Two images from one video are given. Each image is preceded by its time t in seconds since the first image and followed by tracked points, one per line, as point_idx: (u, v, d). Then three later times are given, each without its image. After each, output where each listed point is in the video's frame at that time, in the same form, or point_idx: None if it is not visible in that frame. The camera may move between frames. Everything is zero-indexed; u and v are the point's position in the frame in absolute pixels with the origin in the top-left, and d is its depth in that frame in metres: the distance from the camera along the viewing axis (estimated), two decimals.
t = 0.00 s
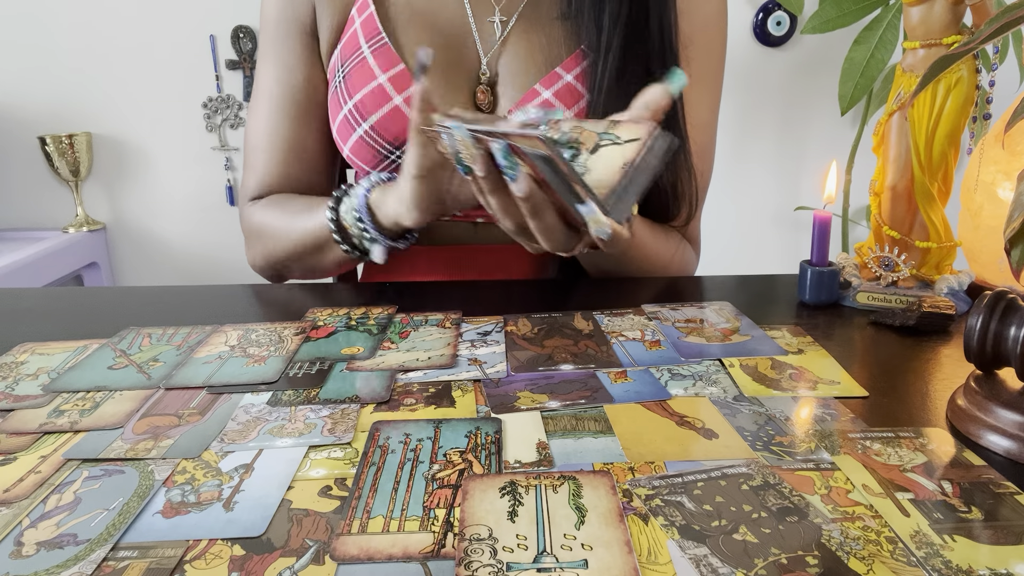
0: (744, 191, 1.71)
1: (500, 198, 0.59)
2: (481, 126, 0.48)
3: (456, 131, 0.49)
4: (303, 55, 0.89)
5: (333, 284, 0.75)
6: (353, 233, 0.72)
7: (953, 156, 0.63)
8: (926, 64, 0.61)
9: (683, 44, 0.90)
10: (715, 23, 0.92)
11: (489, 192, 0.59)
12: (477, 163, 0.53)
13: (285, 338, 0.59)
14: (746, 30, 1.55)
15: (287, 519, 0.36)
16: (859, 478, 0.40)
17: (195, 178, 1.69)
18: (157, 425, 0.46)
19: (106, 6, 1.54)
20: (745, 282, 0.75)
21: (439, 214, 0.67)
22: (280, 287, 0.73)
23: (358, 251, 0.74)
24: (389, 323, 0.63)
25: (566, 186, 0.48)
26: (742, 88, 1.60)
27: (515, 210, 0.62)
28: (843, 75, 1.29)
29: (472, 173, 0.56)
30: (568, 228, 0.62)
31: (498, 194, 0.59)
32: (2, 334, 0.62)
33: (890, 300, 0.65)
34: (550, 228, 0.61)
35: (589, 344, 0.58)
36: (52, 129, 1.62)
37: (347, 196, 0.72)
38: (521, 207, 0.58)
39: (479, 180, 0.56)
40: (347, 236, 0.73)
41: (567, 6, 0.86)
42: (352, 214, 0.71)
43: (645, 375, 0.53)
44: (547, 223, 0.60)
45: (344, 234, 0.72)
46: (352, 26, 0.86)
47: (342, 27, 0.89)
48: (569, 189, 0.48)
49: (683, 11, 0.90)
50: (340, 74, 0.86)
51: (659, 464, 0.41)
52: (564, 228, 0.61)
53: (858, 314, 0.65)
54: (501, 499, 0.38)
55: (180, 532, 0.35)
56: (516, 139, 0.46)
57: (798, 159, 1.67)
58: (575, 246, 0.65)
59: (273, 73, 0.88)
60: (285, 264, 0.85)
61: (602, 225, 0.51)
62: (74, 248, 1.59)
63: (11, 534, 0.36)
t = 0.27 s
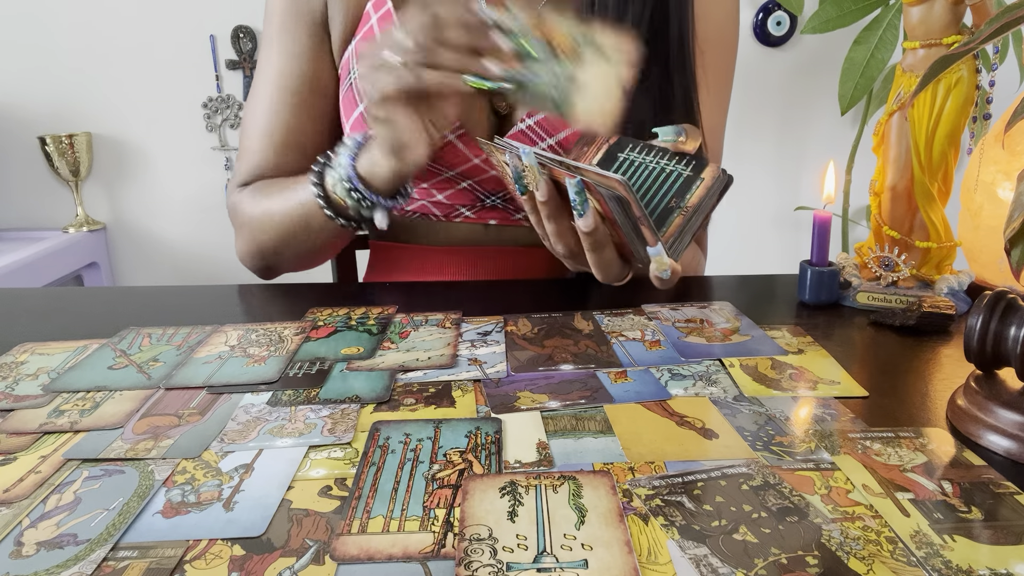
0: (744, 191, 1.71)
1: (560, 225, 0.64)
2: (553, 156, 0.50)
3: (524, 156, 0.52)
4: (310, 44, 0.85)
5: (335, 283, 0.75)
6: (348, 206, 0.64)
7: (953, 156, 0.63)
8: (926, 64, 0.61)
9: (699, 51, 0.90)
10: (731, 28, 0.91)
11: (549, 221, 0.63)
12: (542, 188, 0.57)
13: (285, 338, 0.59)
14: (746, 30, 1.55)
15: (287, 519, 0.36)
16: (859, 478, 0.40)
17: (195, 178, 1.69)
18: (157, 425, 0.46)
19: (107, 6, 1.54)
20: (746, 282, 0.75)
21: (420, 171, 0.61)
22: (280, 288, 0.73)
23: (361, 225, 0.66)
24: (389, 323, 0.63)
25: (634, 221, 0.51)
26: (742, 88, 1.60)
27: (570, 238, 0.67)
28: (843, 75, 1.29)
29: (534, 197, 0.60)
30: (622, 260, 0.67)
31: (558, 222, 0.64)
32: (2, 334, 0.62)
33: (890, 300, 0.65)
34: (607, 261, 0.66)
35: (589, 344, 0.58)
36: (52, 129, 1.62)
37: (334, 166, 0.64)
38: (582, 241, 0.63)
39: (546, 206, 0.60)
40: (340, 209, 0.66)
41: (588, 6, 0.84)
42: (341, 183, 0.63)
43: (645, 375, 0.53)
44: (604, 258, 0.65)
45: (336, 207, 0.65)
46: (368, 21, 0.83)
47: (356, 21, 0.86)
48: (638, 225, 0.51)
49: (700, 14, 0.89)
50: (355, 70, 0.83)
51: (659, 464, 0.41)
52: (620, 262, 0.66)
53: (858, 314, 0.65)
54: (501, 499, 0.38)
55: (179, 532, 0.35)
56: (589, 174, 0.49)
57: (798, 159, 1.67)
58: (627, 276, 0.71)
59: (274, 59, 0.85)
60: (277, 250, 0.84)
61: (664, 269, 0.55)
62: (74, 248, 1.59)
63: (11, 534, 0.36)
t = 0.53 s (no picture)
0: (745, 191, 1.71)
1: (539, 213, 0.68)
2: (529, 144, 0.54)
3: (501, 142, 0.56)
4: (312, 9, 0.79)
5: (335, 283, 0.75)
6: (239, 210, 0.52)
7: (953, 156, 0.63)
8: (926, 64, 0.61)
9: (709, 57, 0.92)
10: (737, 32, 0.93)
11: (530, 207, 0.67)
12: (520, 173, 0.61)
13: (285, 338, 0.59)
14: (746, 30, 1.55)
15: (287, 519, 0.36)
16: (859, 478, 0.40)
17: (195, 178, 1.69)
18: (157, 425, 0.46)
19: (107, 6, 1.54)
20: (746, 282, 0.75)
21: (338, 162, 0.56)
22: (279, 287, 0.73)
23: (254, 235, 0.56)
24: (389, 323, 0.63)
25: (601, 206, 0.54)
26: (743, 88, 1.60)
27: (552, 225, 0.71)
28: (843, 75, 1.29)
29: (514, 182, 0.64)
30: (598, 247, 0.71)
31: (537, 206, 0.67)
32: (2, 334, 0.62)
33: (890, 300, 0.65)
34: (582, 247, 0.69)
35: (589, 344, 0.58)
36: (52, 129, 1.62)
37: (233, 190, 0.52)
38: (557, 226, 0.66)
39: (526, 191, 0.64)
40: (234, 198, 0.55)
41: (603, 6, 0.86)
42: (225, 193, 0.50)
43: (645, 375, 0.53)
44: (579, 243, 0.68)
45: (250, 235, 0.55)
46: (385, 11, 0.84)
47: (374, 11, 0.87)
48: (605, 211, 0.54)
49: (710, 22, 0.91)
50: (370, 59, 0.84)
51: (659, 464, 0.41)
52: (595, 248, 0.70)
53: (858, 313, 0.65)
54: (501, 499, 0.38)
55: (179, 532, 0.35)
56: (559, 159, 0.52)
57: (798, 159, 1.68)
58: (605, 264, 0.76)
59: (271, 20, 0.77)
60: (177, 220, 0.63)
61: (633, 253, 0.59)
62: (74, 248, 1.59)
63: (11, 534, 0.36)
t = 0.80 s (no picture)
0: (745, 191, 1.71)
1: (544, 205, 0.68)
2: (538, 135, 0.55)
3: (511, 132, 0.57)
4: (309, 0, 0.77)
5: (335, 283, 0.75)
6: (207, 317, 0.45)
7: (953, 156, 0.63)
8: (926, 64, 0.61)
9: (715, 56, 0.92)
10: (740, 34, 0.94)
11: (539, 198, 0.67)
12: (527, 165, 0.61)
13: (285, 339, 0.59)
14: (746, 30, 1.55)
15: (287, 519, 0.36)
16: (859, 478, 0.40)
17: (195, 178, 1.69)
18: (157, 425, 0.46)
19: (107, 7, 1.54)
20: (745, 282, 0.75)
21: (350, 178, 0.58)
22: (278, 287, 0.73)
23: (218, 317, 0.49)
24: (389, 323, 0.63)
25: (609, 194, 0.55)
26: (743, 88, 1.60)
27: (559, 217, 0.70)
28: (843, 75, 1.29)
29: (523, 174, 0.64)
30: (605, 239, 0.69)
31: (544, 198, 0.67)
32: (2, 334, 0.62)
33: (890, 300, 0.65)
34: (589, 240, 0.68)
35: (589, 344, 0.58)
36: (52, 129, 1.62)
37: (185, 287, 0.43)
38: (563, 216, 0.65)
39: (534, 183, 0.64)
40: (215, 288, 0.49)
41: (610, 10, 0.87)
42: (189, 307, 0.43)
43: (645, 375, 0.53)
44: (586, 235, 0.67)
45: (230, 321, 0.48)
46: (393, 11, 0.83)
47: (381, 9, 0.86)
48: (615, 198, 0.55)
49: (717, 18, 0.91)
50: (378, 61, 0.83)
51: (659, 464, 0.41)
52: (601, 241, 0.68)
53: (859, 313, 0.65)
54: (501, 499, 0.38)
55: (179, 532, 0.36)
56: (566, 150, 0.53)
57: (798, 159, 1.68)
58: (614, 257, 0.72)
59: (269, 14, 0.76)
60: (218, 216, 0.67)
61: (639, 244, 0.58)
62: (74, 248, 1.59)
63: (11, 534, 0.36)
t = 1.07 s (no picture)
0: (745, 191, 1.71)
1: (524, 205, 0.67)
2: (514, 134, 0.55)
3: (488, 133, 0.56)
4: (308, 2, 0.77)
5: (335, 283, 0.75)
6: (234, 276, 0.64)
7: (953, 156, 0.63)
8: (926, 64, 0.61)
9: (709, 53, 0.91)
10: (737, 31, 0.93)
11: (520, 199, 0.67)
12: (508, 165, 0.61)
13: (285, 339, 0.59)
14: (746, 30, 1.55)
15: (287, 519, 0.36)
16: (859, 478, 0.40)
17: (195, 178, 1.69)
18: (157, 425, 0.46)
19: (107, 6, 1.54)
20: (745, 282, 0.75)
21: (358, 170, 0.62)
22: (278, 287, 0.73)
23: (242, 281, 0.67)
24: (389, 323, 0.63)
25: (586, 194, 0.54)
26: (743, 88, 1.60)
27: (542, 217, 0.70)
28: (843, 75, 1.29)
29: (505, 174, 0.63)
30: (588, 238, 0.69)
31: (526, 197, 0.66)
32: (2, 334, 0.62)
33: (890, 300, 0.65)
34: (571, 240, 0.68)
35: (589, 344, 0.58)
36: (52, 129, 1.62)
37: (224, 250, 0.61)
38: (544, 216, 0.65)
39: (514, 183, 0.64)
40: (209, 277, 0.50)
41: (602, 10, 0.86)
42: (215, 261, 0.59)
43: (645, 375, 0.53)
44: (567, 234, 0.67)
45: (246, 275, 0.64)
46: (385, 11, 0.84)
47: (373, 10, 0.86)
48: (592, 198, 0.54)
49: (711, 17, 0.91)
50: (370, 60, 0.84)
51: (659, 464, 0.41)
52: (583, 240, 0.68)
53: (858, 313, 0.65)
54: (501, 499, 0.38)
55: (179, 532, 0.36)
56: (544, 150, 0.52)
57: (798, 160, 1.68)
58: (598, 257, 0.72)
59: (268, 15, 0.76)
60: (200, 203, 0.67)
61: (617, 243, 0.57)
62: (74, 248, 1.59)
63: (11, 534, 0.36)
